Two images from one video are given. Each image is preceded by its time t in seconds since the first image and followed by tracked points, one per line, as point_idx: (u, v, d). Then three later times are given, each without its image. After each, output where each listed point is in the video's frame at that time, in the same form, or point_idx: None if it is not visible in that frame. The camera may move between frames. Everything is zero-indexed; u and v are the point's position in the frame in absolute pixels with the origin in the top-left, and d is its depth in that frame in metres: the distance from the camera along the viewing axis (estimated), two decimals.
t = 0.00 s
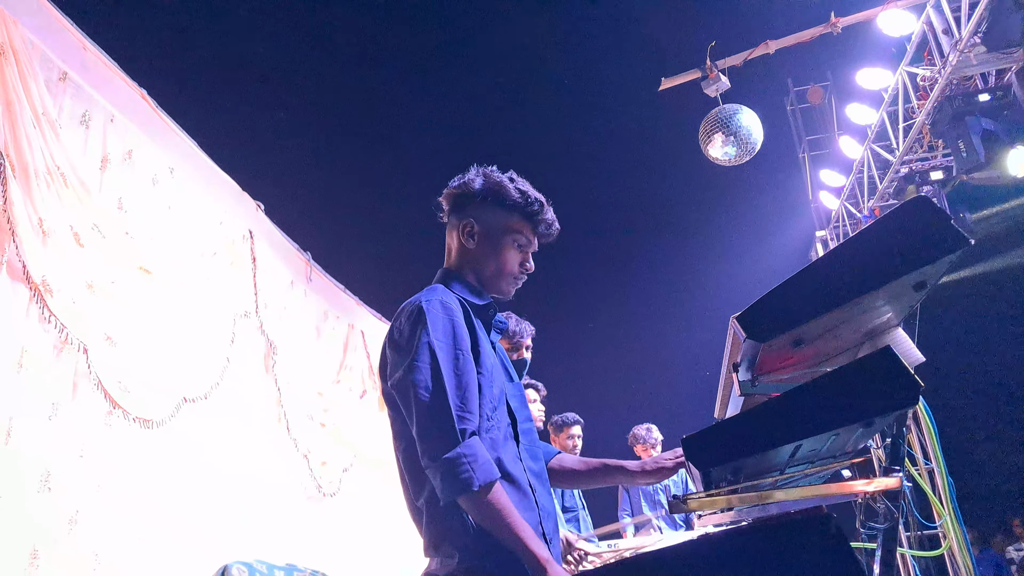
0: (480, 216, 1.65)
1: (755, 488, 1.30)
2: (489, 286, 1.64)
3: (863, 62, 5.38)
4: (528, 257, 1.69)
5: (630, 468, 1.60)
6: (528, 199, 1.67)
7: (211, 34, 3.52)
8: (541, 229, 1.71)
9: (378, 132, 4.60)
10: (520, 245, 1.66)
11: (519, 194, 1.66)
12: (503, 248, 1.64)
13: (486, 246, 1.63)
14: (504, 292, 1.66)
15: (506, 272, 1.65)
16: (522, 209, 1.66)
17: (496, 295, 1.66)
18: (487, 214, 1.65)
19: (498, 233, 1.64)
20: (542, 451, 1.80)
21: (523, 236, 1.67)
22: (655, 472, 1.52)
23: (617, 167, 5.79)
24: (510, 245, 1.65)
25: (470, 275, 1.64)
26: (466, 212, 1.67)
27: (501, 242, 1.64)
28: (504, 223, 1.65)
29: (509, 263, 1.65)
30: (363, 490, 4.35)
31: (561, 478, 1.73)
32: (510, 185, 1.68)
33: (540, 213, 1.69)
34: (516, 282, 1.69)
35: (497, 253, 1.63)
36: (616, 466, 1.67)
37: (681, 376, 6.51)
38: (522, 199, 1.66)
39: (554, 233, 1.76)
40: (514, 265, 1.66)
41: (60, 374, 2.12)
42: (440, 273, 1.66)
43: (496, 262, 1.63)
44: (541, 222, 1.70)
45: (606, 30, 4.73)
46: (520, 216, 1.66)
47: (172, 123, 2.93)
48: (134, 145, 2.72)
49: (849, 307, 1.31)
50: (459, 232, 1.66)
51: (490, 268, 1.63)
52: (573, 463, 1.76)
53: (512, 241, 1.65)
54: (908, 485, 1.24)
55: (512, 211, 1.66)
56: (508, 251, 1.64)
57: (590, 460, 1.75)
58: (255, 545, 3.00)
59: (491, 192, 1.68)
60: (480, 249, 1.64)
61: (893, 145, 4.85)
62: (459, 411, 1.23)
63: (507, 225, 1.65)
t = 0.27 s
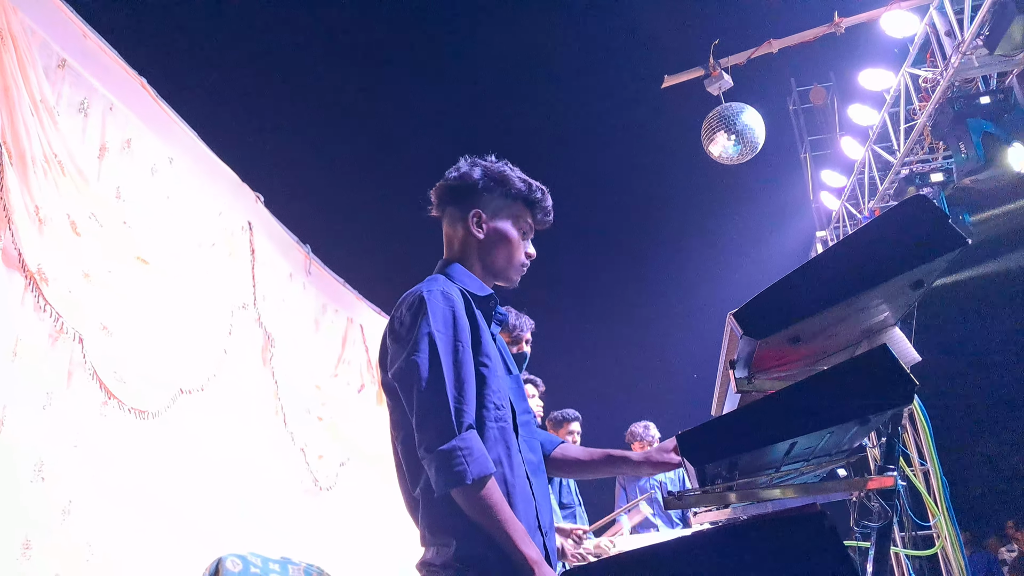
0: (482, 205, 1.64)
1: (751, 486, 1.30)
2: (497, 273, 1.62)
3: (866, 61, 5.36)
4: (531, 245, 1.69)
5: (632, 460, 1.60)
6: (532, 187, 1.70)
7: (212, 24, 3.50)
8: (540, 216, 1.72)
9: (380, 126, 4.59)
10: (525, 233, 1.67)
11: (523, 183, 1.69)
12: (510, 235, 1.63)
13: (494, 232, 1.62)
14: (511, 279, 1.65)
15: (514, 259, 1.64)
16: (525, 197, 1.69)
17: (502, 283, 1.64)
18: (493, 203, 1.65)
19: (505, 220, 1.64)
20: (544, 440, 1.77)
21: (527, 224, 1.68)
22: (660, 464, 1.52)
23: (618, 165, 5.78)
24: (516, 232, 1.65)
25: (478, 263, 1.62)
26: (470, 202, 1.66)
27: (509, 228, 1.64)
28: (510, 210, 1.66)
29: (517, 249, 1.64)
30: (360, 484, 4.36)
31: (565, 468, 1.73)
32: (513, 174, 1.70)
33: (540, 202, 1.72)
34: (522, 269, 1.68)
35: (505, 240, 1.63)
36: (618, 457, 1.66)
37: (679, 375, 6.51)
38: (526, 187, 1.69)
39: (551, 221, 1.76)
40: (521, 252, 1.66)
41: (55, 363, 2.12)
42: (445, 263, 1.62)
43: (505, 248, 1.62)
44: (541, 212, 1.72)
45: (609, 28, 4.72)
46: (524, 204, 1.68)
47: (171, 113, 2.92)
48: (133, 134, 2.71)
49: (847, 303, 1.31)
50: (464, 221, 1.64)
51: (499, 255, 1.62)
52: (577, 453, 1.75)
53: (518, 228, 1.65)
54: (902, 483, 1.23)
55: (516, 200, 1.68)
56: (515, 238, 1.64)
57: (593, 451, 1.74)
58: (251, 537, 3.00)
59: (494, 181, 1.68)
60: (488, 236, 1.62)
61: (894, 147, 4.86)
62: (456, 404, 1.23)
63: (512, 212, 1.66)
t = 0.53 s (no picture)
0: (491, 203, 1.62)
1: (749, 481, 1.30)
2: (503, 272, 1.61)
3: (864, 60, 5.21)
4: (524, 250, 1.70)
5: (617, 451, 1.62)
6: (529, 193, 1.73)
7: (209, 19, 3.49)
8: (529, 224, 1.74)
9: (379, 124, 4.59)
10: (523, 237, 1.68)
11: (524, 188, 1.71)
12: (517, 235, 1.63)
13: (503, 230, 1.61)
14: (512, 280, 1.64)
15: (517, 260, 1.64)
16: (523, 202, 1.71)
17: (503, 283, 1.62)
18: (502, 202, 1.64)
19: (512, 221, 1.65)
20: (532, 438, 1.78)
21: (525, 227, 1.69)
22: (643, 456, 1.55)
23: (619, 163, 5.78)
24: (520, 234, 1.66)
25: (489, 262, 1.60)
26: (478, 196, 1.62)
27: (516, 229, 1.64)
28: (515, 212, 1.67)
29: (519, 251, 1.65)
30: (360, 480, 4.37)
31: (553, 467, 1.75)
32: (519, 177, 1.71)
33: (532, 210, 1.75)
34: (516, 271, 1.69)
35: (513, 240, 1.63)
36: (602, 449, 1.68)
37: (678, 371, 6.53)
38: (525, 192, 1.72)
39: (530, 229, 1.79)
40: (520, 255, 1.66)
41: (53, 362, 2.12)
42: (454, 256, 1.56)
43: (512, 247, 1.62)
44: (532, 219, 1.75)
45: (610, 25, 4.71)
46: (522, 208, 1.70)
47: (169, 110, 2.91)
48: (131, 131, 2.71)
49: (844, 300, 1.32)
50: (475, 215, 1.60)
51: (506, 253, 1.61)
52: (562, 447, 1.77)
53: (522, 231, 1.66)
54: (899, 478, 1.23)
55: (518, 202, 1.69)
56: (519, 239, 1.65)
57: (578, 445, 1.75)
58: (249, 534, 3.01)
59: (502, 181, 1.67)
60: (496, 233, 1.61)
61: (893, 143, 4.87)
62: (461, 404, 1.23)
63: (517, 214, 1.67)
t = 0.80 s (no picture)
0: (492, 204, 1.62)
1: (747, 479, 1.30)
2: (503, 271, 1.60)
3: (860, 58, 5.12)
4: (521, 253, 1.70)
5: (623, 452, 1.62)
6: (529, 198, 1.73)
7: (206, 15, 3.48)
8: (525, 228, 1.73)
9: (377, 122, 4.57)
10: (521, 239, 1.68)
11: (524, 192, 1.72)
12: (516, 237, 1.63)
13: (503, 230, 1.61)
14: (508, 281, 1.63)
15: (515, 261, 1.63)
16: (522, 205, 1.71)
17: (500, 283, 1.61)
18: (503, 203, 1.65)
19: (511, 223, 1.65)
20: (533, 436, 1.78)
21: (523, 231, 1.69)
22: (646, 458, 1.54)
23: (617, 162, 5.76)
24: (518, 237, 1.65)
25: (489, 262, 1.59)
26: (480, 196, 1.62)
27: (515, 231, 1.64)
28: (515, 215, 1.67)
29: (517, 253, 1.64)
30: (357, 478, 4.38)
31: (555, 465, 1.73)
32: (519, 180, 1.72)
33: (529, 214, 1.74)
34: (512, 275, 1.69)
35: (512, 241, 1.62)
36: (608, 449, 1.68)
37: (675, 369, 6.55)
38: (525, 196, 1.72)
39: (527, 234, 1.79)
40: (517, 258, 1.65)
41: (49, 360, 2.11)
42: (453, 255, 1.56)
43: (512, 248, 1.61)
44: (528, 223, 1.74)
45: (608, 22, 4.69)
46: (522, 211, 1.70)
47: (166, 107, 2.90)
48: (126, 129, 2.70)
49: (843, 299, 1.32)
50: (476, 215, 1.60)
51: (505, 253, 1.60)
52: (564, 446, 1.74)
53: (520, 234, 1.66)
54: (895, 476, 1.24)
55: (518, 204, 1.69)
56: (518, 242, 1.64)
57: (579, 445, 1.74)
58: (243, 531, 3.01)
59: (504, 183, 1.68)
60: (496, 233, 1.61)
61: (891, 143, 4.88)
62: (463, 404, 1.23)
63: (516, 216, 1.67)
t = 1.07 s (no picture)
0: (489, 198, 1.61)
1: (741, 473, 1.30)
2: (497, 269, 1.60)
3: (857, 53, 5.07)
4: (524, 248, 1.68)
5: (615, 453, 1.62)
6: (536, 193, 1.70)
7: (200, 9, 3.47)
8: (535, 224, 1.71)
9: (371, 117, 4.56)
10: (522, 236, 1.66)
11: (530, 187, 1.69)
12: (515, 234, 1.61)
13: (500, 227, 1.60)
14: (505, 278, 1.62)
15: (513, 259, 1.61)
16: (528, 200, 1.68)
17: (498, 279, 1.61)
18: (505, 199, 1.63)
19: (511, 219, 1.63)
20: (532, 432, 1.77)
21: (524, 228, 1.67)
22: (640, 457, 1.55)
23: (613, 157, 5.76)
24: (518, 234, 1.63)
25: (481, 260, 1.59)
26: (480, 191, 1.61)
27: (514, 228, 1.62)
28: (516, 211, 1.65)
29: (516, 251, 1.62)
30: (351, 473, 4.38)
31: (550, 461, 1.73)
32: (525, 176, 1.70)
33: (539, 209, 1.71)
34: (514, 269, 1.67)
35: (510, 238, 1.61)
36: (602, 451, 1.67)
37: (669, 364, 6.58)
38: (532, 192, 1.69)
39: (538, 230, 1.76)
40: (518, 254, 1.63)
41: (39, 356, 2.10)
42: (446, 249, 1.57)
43: (508, 246, 1.60)
44: (536, 217, 1.71)
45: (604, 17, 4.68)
46: (526, 206, 1.68)
47: (159, 101, 2.88)
48: (118, 122, 2.68)
49: (837, 293, 1.32)
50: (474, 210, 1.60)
51: (501, 251, 1.59)
52: (560, 445, 1.75)
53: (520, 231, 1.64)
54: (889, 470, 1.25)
55: (521, 200, 1.66)
56: (517, 240, 1.62)
57: (575, 443, 1.74)
58: (233, 526, 3.01)
59: (506, 178, 1.66)
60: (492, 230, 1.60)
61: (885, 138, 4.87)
62: (447, 395, 1.22)
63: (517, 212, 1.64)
